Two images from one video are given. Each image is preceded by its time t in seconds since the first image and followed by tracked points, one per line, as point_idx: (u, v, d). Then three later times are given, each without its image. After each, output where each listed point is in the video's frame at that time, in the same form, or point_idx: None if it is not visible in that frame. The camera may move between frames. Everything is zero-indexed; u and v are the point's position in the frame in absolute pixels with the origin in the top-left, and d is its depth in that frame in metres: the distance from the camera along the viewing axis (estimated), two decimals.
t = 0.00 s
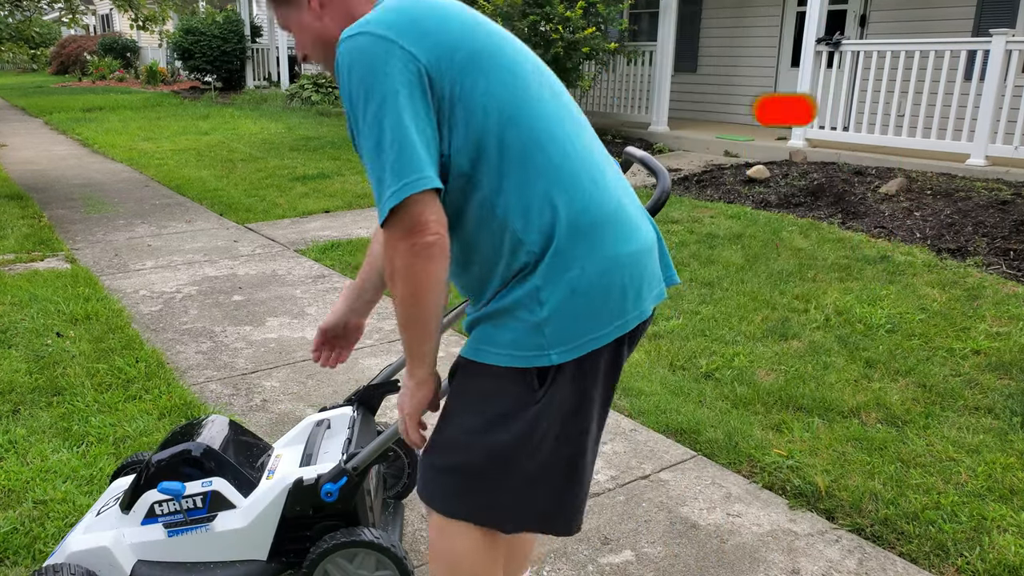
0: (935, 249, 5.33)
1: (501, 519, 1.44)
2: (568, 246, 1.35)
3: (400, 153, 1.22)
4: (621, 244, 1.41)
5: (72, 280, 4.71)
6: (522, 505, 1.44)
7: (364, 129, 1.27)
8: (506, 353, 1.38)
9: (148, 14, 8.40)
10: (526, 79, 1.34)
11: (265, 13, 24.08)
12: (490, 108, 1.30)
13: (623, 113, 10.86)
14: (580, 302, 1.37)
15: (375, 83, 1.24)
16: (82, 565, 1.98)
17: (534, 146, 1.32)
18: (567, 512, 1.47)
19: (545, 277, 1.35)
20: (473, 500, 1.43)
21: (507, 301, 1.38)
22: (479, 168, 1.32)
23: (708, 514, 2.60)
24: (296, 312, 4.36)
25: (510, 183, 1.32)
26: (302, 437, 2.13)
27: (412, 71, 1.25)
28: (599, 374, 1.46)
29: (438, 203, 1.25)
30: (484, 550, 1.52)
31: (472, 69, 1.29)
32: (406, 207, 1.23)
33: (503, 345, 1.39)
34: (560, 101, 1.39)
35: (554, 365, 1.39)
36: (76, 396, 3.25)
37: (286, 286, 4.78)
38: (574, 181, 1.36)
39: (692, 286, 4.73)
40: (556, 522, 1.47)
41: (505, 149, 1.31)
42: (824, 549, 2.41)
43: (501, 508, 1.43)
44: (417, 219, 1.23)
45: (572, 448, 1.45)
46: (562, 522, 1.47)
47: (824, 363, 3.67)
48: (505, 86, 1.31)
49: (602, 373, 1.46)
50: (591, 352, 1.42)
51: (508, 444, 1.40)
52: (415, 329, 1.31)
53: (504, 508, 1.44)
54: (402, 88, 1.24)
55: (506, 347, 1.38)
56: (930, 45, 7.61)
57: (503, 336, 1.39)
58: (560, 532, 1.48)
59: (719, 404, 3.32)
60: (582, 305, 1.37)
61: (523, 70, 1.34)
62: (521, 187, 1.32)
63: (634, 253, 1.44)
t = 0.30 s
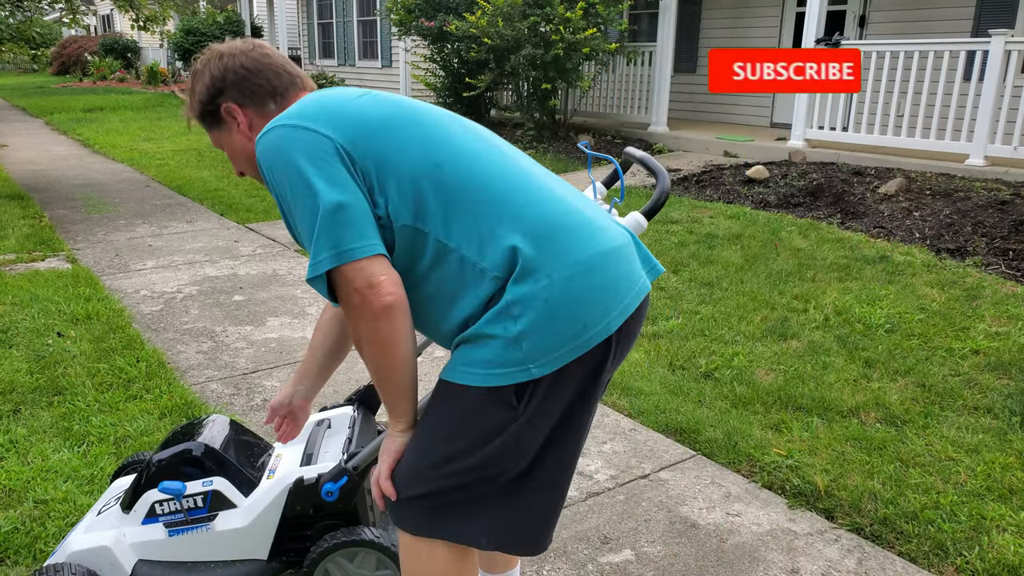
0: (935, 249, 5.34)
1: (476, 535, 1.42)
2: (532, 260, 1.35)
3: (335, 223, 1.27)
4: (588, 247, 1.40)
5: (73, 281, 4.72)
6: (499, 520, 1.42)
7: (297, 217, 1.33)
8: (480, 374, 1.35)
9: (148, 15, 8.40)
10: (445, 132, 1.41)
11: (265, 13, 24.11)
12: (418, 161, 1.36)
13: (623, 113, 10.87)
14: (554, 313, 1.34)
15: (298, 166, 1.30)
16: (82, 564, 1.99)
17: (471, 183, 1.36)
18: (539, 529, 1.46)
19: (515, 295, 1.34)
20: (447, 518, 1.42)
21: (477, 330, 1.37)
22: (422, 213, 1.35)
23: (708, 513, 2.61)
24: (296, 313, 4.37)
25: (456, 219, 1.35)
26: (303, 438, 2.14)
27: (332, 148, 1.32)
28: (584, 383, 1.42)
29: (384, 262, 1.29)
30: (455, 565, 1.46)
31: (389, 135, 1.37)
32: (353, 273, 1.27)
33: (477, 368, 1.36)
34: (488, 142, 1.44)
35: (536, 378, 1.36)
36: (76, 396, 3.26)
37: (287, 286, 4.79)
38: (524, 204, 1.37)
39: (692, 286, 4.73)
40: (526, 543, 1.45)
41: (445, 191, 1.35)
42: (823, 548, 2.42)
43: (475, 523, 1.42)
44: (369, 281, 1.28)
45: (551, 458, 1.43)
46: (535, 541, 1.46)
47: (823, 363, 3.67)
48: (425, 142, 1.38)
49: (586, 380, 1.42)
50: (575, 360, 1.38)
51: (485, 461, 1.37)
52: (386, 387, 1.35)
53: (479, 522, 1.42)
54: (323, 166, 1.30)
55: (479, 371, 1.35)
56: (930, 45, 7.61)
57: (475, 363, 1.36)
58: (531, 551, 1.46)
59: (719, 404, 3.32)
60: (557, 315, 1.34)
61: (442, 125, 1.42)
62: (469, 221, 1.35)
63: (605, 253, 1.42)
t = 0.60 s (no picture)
0: (935, 249, 5.33)
1: (475, 532, 1.42)
2: (509, 259, 1.35)
3: (304, 245, 1.29)
4: (564, 242, 1.40)
5: (72, 280, 4.71)
6: (496, 514, 1.43)
7: (268, 253, 1.35)
8: (472, 379, 1.34)
9: (148, 14, 8.37)
10: (403, 155, 1.45)
11: (265, 13, 24.09)
12: (379, 181, 1.39)
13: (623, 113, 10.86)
14: (539, 309, 1.34)
15: (261, 202, 1.33)
16: (82, 564, 1.99)
17: (434, 195, 1.38)
18: (538, 522, 1.46)
19: (497, 295, 1.33)
20: (444, 519, 1.41)
21: (462, 337, 1.36)
22: (391, 229, 1.37)
23: (708, 514, 2.60)
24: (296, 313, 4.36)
25: (427, 231, 1.36)
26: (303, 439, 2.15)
27: (292, 179, 1.35)
28: (578, 377, 1.41)
29: (357, 275, 1.30)
30: (454, 565, 1.46)
31: (347, 163, 1.41)
32: (330, 289, 1.28)
33: (467, 372, 1.34)
34: (447, 158, 1.48)
35: (527, 377, 1.34)
36: (76, 396, 3.25)
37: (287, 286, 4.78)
38: (493, 207, 1.39)
39: (693, 286, 4.73)
40: (525, 535, 1.45)
41: (411, 205, 1.38)
42: (823, 549, 2.41)
43: (473, 520, 1.42)
44: (347, 291, 1.27)
45: (547, 452, 1.42)
46: (535, 533, 1.46)
47: (824, 363, 3.67)
48: (384, 165, 1.42)
49: (581, 374, 1.41)
50: (566, 356, 1.37)
51: (480, 464, 1.36)
52: (376, 399, 1.35)
53: (477, 518, 1.42)
54: (286, 197, 1.33)
55: (470, 375, 1.34)
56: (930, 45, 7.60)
57: (464, 368, 1.35)
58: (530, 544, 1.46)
59: (719, 404, 3.32)
60: (541, 311, 1.34)
61: (399, 151, 1.46)
62: (439, 232, 1.36)
63: (583, 244, 1.42)
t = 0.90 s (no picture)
0: (935, 249, 5.33)
1: (471, 530, 1.42)
2: (495, 257, 1.35)
3: (290, 251, 1.30)
4: (551, 237, 1.39)
5: (73, 280, 4.71)
6: (491, 511, 1.43)
7: (256, 262, 1.37)
8: (462, 377, 1.34)
9: (147, 14, 8.36)
10: (389, 155, 1.45)
11: (264, 13, 24.09)
12: (364, 183, 1.40)
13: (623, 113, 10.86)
14: (525, 306, 1.33)
15: (247, 209, 1.35)
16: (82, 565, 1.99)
17: (419, 195, 1.39)
18: (535, 519, 1.46)
19: (484, 293, 1.33)
20: (440, 517, 1.42)
21: (450, 336, 1.36)
22: (377, 230, 1.38)
23: (708, 514, 2.60)
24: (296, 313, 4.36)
25: (413, 232, 1.37)
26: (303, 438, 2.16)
27: (277, 186, 1.37)
28: (569, 373, 1.40)
29: (344, 279, 1.31)
30: (452, 565, 1.46)
31: (332, 167, 1.42)
32: (319, 294, 1.29)
33: (456, 371, 1.35)
34: (434, 156, 1.48)
35: (515, 375, 1.34)
36: (76, 396, 3.25)
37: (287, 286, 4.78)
38: (478, 205, 1.39)
39: (693, 286, 4.73)
40: (522, 533, 1.45)
41: (395, 206, 1.38)
42: (824, 549, 2.41)
43: (468, 518, 1.42)
44: (336, 295, 1.29)
45: (540, 448, 1.42)
46: (532, 530, 1.46)
47: (824, 363, 3.67)
48: (369, 166, 1.42)
49: (573, 370, 1.40)
50: (555, 352, 1.36)
51: (471, 462, 1.36)
52: (368, 400, 1.36)
53: (473, 516, 1.42)
54: (271, 203, 1.35)
55: (460, 374, 1.34)
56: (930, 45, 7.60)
57: (452, 367, 1.35)
58: (528, 541, 1.46)
59: (719, 404, 3.32)
60: (529, 308, 1.33)
61: (384, 151, 1.46)
62: (425, 232, 1.36)
63: (571, 239, 1.41)
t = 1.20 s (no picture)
0: (935, 249, 5.33)
1: (472, 528, 1.42)
2: (494, 254, 1.35)
3: (291, 250, 1.30)
4: (551, 236, 1.39)
5: (73, 280, 4.71)
6: (491, 510, 1.43)
7: (257, 262, 1.37)
8: (461, 375, 1.34)
9: (147, 14, 8.35)
10: (389, 155, 1.45)
11: (264, 13, 24.09)
12: (364, 183, 1.40)
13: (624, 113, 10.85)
14: (525, 305, 1.33)
15: (247, 210, 1.35)
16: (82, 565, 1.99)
17: (419, 195, 1.39)
18: (535, 517, 1.46)
19: (483, 293, 1.34)
20: (440, 517, 1.42)
21: (449, 335, 1.36)
22: (377, 230, 1.38)
23: (708, 514, 2.60)
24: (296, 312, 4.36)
25: (412, 231, 1.37)
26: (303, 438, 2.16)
27: (279, 186, 1.37)
28: (568, 372, 1.40)
29: (345, 279, 1.31)
30: (453, 565, 1.46)
31: (332, 167, 1.42)
32: (320, 293, 1.29)
33: (455, 369, 1.34)
34: (435, 156, 1.48)
35: (514, 374, 1.34)
36: (76, 397, 3.25)
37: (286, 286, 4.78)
38: (478, 204, 1.39)
39: (693, 286, 4.73)
40: (523, 531, 1.45)
41: (395, 205, 1.38)
42: (824, 549, 2.41)
43: (468, 517, 1.42)
44: (336, 295, 1.29)
45: (539, 447, 1.42)
46: (533, 528, 1.45)
47: (824, 363, 3.67)
48: (369, 166, 1.42)
49: (572, 368, 1.40)
50: (553, 351, 1.36)
51: (471, 461, 1.36)
52: (368, 399, 1.36)
53: (473, 514, 1.42)
54: (272, 203, 1.35)
55: (459, 372, 1.34)
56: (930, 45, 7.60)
57: (452, 365, 1.35)
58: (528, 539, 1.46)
59: (719, 404, 3.32)
60: (528, 307, 1.33)
61: (385, 150, 1.46)
62: (425, 231, 1.36)
63: (570, 237, 1.41)
